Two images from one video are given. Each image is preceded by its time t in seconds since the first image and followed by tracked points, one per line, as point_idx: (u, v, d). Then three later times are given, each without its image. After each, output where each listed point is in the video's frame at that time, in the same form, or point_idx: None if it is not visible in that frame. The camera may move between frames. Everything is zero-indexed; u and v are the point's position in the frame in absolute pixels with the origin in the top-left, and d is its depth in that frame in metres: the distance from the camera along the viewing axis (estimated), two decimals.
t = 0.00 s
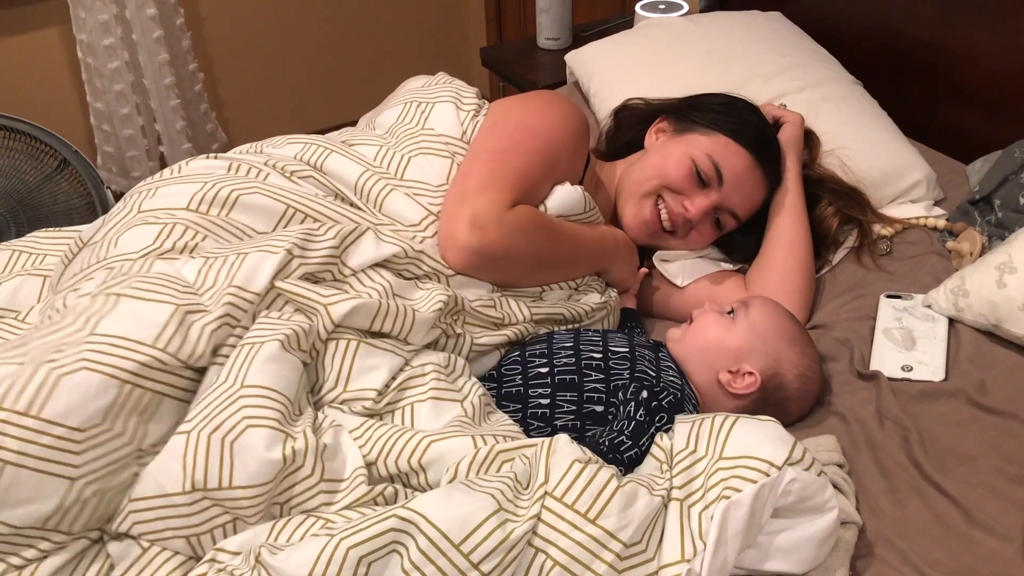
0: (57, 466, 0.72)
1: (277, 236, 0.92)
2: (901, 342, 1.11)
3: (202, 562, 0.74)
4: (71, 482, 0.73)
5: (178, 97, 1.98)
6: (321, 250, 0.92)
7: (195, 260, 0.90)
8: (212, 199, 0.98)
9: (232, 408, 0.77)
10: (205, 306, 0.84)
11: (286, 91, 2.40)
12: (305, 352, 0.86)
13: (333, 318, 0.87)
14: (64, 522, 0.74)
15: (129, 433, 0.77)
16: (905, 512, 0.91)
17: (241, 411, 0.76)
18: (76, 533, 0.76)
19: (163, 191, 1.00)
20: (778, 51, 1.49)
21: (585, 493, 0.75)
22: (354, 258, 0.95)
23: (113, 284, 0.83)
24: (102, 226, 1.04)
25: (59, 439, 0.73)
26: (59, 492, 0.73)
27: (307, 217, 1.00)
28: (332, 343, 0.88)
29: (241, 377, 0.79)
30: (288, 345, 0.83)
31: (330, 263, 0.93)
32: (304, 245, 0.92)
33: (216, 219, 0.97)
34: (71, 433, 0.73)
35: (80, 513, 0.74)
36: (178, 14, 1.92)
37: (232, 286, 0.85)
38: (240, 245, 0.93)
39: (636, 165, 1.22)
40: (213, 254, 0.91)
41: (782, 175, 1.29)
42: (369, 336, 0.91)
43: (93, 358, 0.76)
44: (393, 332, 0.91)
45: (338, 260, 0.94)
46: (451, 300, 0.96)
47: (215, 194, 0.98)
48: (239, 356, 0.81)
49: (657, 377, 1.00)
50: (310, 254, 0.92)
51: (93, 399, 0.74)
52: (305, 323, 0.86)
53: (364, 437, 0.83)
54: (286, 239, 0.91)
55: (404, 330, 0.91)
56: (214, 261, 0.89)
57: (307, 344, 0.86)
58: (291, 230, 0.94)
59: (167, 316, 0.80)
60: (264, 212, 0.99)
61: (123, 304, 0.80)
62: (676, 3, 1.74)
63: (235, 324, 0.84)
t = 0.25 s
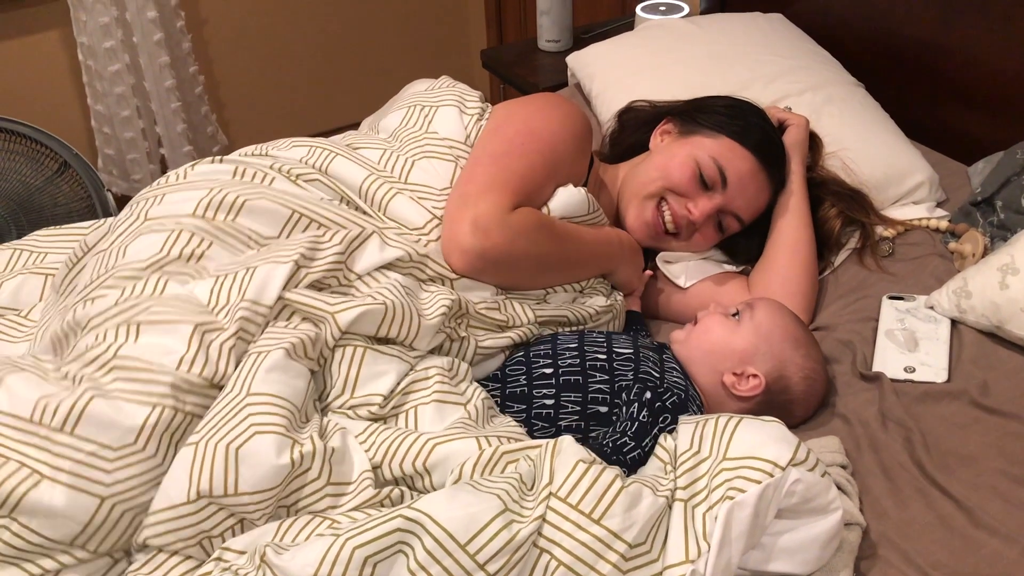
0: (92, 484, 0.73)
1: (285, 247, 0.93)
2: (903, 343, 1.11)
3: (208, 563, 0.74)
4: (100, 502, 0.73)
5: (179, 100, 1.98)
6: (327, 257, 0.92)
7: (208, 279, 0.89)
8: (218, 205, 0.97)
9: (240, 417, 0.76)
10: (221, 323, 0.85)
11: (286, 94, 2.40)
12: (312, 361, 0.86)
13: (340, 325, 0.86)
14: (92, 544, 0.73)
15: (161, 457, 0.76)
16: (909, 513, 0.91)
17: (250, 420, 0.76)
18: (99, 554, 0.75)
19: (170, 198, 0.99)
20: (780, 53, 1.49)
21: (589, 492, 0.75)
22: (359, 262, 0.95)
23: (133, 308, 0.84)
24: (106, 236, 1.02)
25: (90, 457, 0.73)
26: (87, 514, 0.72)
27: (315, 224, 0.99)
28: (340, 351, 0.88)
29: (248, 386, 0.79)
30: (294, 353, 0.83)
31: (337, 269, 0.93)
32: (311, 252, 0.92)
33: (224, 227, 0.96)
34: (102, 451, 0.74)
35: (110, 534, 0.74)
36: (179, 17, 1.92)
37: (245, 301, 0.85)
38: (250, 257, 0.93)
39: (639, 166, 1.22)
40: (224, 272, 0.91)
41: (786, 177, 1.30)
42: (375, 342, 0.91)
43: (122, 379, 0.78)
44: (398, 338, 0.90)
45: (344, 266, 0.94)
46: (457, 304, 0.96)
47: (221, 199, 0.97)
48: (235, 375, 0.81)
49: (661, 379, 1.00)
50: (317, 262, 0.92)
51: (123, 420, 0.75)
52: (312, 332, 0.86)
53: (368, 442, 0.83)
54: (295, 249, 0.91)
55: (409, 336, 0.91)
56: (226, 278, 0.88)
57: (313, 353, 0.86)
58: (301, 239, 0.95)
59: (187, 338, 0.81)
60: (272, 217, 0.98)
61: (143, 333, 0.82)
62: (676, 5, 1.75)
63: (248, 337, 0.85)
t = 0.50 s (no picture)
0: (89, 508, 0.73)
1: (279, 262, 0.92)
2: (903, 344, 1.11)
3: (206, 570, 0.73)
4: (99, 525, 0.73)
5: (178, 102, 1.98)
6: (324, 271, 0.92)
7: (203, 296, 0.89)
8: (214, 219, 0.97)
9: (231, 434, 0.76)
10: (216, 342, 0.85)
11: (285, 96, 2.40)
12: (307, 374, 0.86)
13: (337, 338, 0.86)
14: (89, 566, 0.73)
15: (159, 478, 0.76)
16: (909, 515, 0.91)
17: (240, 436, 0.76)
18: None
19: (165, 210, 1.00)
20: (779, 54, 1.49)
21: (588, 495, 0.75)
22: (357, 277, 0.94)
23: (129, 329, 0.84)
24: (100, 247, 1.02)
25: (87, 481, 0.73)
26: (85, 537, 0.72)
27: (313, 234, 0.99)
28: (337, 362, 0.88)
29: (239, 402, 0.78)
30: (285, 369, 0.82)
31: (333, 284, 0.92)
32: (307, 268, 0.91)
33: (218, 240, 0.96)
34: (100, 474, 0.74)
35: (108, 555, 0.74)
36: (178, 19, 1.92)
37: (240, 320, 0.85)
38: (245, 272, 0.93)
39: (637, 168, 1.22)
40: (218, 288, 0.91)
41: (784, 179, 1.29)
42: (372, 353, 0.90)
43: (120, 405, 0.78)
44: (396, 348, 0.90)
45: (342, 281, 0.93)
46: (457, 312, 0.96)
47: (218, 214, 0.97)
48: (227, 395, 0.80)
49: (659, 381, 1.00)
50: (313, 278, 0.91)
51: (119, 443, 0.75)
52: (307, 344, 0.86)
53: (364, 450, 0.83)
54: (291, 264, 0.90)
55: (407, 346, 0.90)
56: (221, 295, 0.88)
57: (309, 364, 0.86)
58: (297, 254, 0.93)
59: (183, 359, 0.81)
60: (267, 231, 0.98)
61: (137, 355, 0.82)
62: (675, 6, 1.74)
63: (244, 355, 0.84)
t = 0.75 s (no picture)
0: (92, 515, 0.72)
1: (280, 267, 0.92)
2: (903, 347, 1.11)
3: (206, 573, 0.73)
4: (101, 531, 0.72)
5: (178, 105, 1.98)
6: (325, 276, 0.91)
7: (205, 302, 0.89)
8: (216, 223, 0.97)
9: (231, 439, 0.76)
10: (218, 347, 0.85)
11: (284, 99, 2.40)
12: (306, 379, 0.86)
13: (337, 341, 0.86)
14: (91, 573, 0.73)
15: (161, 484, 0.76)
16: (910, 519, 0.90)
17: (239, 441, 0.76)
18: None
19: (167, 214, 1.00)
20: (779, 57, 1.49)
21: (589, 498, 0.75)
22: (357, 281, 0.94)
23: (130, 336, 0.84)
24: (102, 251, 1.02)
25: (90, 487, 0.73)
26: (88, 543, 0.72)
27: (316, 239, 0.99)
28: (337, 367, 0.88)
29: (238, 407, 0.78)
30: (284, 373, 0.82)
31: (334, 288, 0.92)
32: (307, 273, 0.91)
33: (220, 244, 0.96)
34: (103, 481, 0.74)
35: (109, 562, 0.73)
36: (177, 22, 1.92)
37: (242, 325, 0.85)
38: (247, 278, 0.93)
39: (638, 170, 1.22)
40: (220, 294, 0.90)
41: (785, 181, 1.29)
42: (372, 358, 0.91)
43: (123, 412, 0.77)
44: (397, 353, 0.90)
45: (342, 285, 0.93)
46: (457, 315, 0.96)
47: (219, 219, 0.97)
48: (228, 399, 0.80)
49: (659, 386, 0.99)
50: (313, 282, 0.91)
51: (122, 450, 0.75)
52: (307, 349, 0.86)
53: (364, 454, 0.82)
54: (292, 270, 0.90)
55: (407, 350, 0.91)
56: (222, 302, 0.88)
57: (309, 370, 0.86)
58: (298, 259, 0.93)
59: (184, 365, 0.81)
60: (269, 235, 0.98)
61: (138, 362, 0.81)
62: (675, 9, 1.74)
63: (246, 359, 0.84)
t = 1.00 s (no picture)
0: (81, 531, 0.72)
1: (274, 275, 0.92)
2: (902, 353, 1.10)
3: None
4: (89, 547, 0.72)
5: (176, 110, 1.98)
6: (316, 287, 0.91)
7: (195, 314, 0.89)
8: (208, 231, 0.97)
9: (220, 453, 0.76)
10: (209, 361, 0.85)
11: (283, 104, 2.40)
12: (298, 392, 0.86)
13: (329, 353, 0.86)
14: None
15: (150, 500, 0.76)
16: (910, 524, 0.90)
17: (228, 455, 0.75)
18: None
19: (160, 223, 1.00)
20: (777, 62, 1.49)
21: (586, 506, 0.75)
22: (349, 289, 0.94)
23: (121, 348, 0.83)
24: (96, 261, 1.02)
25: (78, 503, 0.73)
26: (76, 559, 0.72)
27: (307, 248, 1.00)
28: (331, 377, 0.88)
29: (227, 421, 0.78)
30: (274, 387, 0.82)
31: (326, 298, 0.91)
32: (298, 284, 0.91)
33: (213, 252, 0.96)
34: (91, 496, 0.74)
35: None
36: (175, 28, 1.92)
37: (233, 338, 0.84)
38: (240, 288, 0.93)
39: (636, 175, 1.22)
40: (210, 306, 0.90)
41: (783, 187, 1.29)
42: (367, 366, 0.90)
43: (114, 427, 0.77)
44: (391, 361, 0.90)
45: (334, 294, 0.93)
46: (451, 323, 0.95)
47: (213, 225, 0.97)
48: (218, 412, 0.80)
49: (658, 394, 0.99)
50: (304, 294, 0.91)
51: (111, 466, 0.74)
52: (299, 361, 0.86)
53: (362, 461, 0.82)
54: (281, 281, 0.90)
55: (402, 358, 0.90)
56: (213, 314, 0.88)
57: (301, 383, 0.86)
58: (289, 267, 0.93)
59: (175, 379, 0.81)
60: (260, 242, 0.98)
61: (128, 376, 0.81)
62: (673, 15, 1.75)
63: (237, 372, 0.84)
